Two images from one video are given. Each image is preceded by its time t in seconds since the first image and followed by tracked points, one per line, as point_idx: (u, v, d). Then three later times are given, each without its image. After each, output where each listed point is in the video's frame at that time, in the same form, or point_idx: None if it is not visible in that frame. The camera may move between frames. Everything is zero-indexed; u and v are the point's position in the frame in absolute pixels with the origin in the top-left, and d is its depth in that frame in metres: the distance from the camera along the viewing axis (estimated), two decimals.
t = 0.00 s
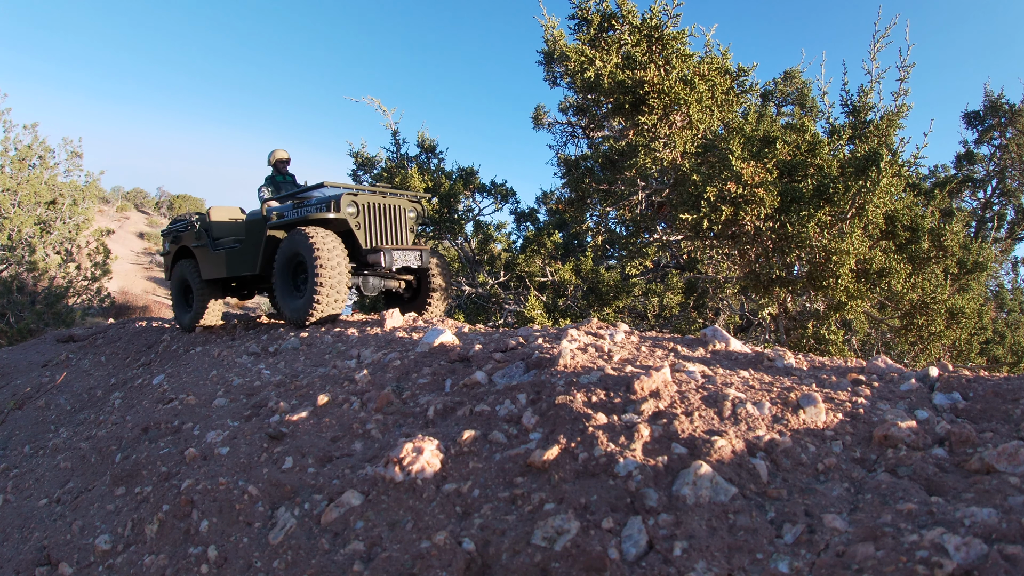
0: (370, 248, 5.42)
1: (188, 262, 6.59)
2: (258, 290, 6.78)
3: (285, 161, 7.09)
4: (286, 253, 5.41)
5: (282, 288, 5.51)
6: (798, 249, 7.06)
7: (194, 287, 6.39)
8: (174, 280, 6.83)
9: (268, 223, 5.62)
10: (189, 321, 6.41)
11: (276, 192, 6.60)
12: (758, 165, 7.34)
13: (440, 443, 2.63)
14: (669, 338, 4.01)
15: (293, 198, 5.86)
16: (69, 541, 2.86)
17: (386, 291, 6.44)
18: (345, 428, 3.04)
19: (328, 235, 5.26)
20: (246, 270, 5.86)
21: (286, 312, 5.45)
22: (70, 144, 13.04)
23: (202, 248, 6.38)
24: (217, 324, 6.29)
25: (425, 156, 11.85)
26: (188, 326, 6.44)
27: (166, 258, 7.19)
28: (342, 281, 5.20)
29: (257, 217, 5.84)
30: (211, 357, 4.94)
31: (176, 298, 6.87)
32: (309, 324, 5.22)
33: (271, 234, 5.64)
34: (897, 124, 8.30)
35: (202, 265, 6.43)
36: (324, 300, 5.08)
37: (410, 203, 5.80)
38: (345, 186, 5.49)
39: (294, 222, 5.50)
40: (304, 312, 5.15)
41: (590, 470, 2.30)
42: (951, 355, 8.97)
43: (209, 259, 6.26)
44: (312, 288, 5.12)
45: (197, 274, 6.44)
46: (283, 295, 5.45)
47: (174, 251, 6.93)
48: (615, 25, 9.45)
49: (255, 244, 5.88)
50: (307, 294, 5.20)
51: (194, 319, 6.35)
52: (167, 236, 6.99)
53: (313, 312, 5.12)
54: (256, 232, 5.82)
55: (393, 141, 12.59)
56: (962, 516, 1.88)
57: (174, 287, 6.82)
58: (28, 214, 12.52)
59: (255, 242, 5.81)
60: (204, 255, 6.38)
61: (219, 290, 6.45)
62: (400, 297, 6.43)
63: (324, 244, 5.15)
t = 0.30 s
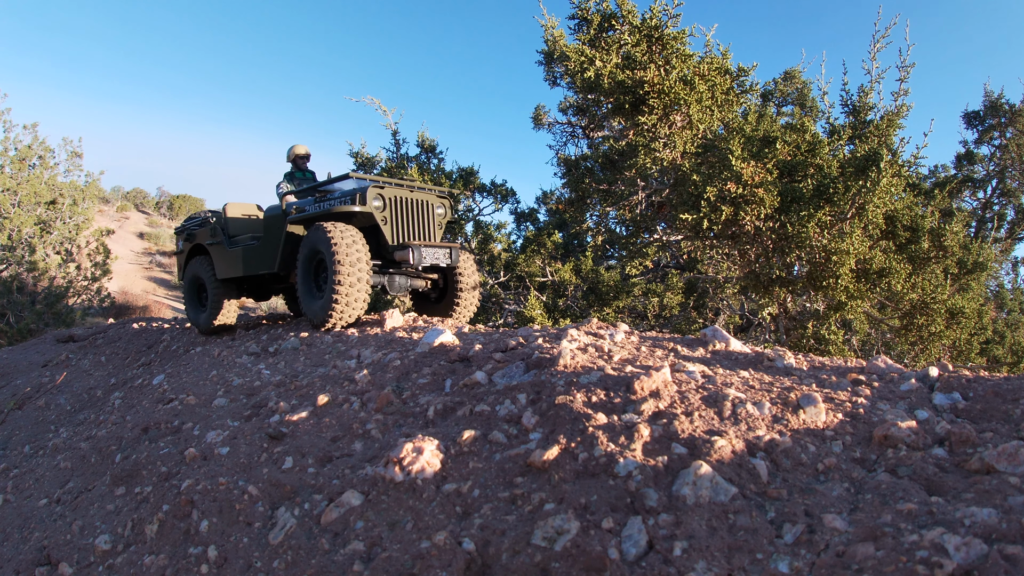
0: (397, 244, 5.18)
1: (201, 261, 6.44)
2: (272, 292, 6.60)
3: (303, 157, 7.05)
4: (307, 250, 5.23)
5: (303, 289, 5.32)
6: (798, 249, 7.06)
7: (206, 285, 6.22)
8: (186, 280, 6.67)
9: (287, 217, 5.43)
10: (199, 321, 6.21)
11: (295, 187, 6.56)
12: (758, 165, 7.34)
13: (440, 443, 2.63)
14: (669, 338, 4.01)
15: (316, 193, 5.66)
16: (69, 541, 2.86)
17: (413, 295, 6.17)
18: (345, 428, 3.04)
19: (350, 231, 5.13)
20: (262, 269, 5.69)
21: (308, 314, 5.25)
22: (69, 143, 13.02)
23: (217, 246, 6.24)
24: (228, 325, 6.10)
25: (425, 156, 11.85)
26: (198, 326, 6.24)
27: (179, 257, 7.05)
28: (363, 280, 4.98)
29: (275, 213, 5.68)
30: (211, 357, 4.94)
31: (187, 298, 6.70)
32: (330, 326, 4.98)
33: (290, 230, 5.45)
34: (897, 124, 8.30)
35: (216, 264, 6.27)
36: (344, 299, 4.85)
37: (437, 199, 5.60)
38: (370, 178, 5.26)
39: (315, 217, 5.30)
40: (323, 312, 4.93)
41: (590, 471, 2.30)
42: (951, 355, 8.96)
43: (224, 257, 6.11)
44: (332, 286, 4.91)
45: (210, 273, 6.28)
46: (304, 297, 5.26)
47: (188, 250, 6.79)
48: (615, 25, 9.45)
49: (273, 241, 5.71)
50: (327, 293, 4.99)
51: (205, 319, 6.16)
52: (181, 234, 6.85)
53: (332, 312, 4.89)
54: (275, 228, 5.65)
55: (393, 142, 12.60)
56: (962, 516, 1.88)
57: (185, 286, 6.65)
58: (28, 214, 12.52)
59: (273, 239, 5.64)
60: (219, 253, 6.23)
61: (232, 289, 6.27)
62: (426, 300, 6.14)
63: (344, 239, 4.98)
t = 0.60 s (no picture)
0: (414, 241, 4.85)
1: (206, 265, 6.24)
2: (282, 293, 6.39)
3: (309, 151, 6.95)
4: (318, 253, 4.98)
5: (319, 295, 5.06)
6: (798, 249, 7.07)
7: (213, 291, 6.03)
8: (194, 285, 6.49)
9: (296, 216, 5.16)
10: (209, 329, 6.03)
11: (304, 183, 6.51)
12: (758, 165, 7.34)
13: (440, 443, 2.63)
14: (669, 338, 4.01)
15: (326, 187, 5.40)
16: (69, 541, 2.86)
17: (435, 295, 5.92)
18: (345, 428, 3.04)
19: (361, 226, 4.84)
20: (270, 271, 5.46)
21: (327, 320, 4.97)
22: (70, 143, 13.04)
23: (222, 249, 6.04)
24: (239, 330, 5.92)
25: (425, 156, 11.86)
26: (208, 333, 6.05)
27: (186, 263, 6.89)
28: (378, 277, 4.68)
29: (282, 211, 5.45)
30: (211, 357, 4.94)
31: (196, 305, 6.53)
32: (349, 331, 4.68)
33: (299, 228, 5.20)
34: (897, 124, 8.30)
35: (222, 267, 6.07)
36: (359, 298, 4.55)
37: (454, 188, 5.26)
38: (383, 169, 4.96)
39: (324, 214, 5.05)
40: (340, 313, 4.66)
41: (590, 470, 2.30)
42: (951, 355, 8.95)
43: (229, 260, 5.91)
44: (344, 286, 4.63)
45: (216, 278, 6.09)
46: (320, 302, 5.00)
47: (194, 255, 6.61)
48: (615, 26, 9.45)
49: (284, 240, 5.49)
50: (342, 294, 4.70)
51: (214, 326, 5.96)
52: (186, 239, 6.69)
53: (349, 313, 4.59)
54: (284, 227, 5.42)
55: (393, 142, 12.60)
56: (962, 516, 1.88)
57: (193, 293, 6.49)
58: (28, 214, 12.53)
59: (280, 239, 5.41)
60: (224, 255, 6.03)
61: (240, 293, 6.07)
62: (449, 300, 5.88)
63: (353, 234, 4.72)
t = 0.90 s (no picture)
0: (444, 242, 4.72)
1: (224, 259, 6.19)
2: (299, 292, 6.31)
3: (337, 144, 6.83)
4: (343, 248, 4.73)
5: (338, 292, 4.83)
6: (798, 249, 7.07)
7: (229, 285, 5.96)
8: (210, 278, 6.44)
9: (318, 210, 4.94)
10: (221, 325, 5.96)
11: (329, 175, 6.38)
12: (758, 165, 7.34)
13: (440, 443, 2.63)
14: (670, 338, 4.01)
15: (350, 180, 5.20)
16: (70, 541, 2.87)
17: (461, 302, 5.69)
18: (345, 428, 3.04)
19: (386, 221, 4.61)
20: (287, 267, 5.33)
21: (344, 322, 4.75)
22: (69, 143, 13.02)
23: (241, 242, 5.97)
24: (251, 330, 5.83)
25: (425, 156, 11.85)
26: (220, 330, 5.98)
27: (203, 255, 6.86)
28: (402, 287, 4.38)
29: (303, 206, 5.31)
30: (211, 357, 4.94)
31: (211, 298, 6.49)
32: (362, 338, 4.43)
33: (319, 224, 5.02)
34: (897, 124, 8.30)
35: (240, 261, 6.00)
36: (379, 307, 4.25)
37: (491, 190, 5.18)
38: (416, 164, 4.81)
39: (348, 209, 4.82)
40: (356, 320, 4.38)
41: (590, 471, 2.30)
42: (952, 355, 8.94)
43: (248, 254, 5.84)
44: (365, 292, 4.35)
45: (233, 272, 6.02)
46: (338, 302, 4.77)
47: (212, 245, 6.59)
48: (615, 26, 9.44)
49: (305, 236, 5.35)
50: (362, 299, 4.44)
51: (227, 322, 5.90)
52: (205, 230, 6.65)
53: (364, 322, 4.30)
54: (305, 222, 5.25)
55: (393, 142, 12.60)
56: (962, 516, 1.88)
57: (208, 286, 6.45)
58: (28, 214, 12.52)
59: (301, 234, 5.27)
60: (242, 249, 5.96)
61: (255, 289, 5.99)
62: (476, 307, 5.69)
63: (378, 232, 4.43)
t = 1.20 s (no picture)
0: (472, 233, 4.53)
1: (239, 253, 6.15)
2: (315, 288, 6.23)
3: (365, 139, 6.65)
4: (368, 233, 4.52)
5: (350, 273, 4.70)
6: (798, 249, 7.07)
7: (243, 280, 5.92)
8: (225, 272, 6.41)
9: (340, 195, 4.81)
10: (235, 320, 5.91)
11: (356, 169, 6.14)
12: (758, 165, 7.33)
13: (440, 443, 2.63)
14: (669, 338, 4.01)
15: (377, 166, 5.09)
16: (70, 541, 2.86)
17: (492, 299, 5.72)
18: (345, 428, 3.04)
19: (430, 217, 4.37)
20: (305, 258, 5.24)
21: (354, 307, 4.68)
22: (69, 143, 13.00)
23: (258, 235, 5.92)
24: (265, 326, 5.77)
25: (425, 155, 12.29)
26: (232, 326, 5.93)
27: (219, 249, 6.83)
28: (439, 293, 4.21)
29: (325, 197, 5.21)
30: (211, 357, 4.94)
31: (225, 293, 6.46)
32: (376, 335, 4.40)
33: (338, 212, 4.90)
34: (897, 124, 8.30)
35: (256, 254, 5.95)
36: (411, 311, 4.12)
37: (522, 185, 5.16)
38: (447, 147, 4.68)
39: (375, 193, 4.66)
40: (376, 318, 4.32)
41: (590, 471, 2.30)
42: (951, 355, 8.95)
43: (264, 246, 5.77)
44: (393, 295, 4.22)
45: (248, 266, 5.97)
46: (350, 288, 4.66)
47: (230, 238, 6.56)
48: (615, 26, 9.44)
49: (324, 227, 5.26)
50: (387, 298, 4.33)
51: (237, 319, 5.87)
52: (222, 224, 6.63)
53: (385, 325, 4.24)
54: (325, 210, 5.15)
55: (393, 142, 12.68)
56: (962, 516, 1.88)
57: (223, 282, 6.42)
58: (28, 214, 12.51)
59: (320, 224, 5.19)
60: (259, 242, 5.90)
61: (270, 284, 5.92)
62: (509, 304, 5.70)
63: (423, 235, 4.22)
